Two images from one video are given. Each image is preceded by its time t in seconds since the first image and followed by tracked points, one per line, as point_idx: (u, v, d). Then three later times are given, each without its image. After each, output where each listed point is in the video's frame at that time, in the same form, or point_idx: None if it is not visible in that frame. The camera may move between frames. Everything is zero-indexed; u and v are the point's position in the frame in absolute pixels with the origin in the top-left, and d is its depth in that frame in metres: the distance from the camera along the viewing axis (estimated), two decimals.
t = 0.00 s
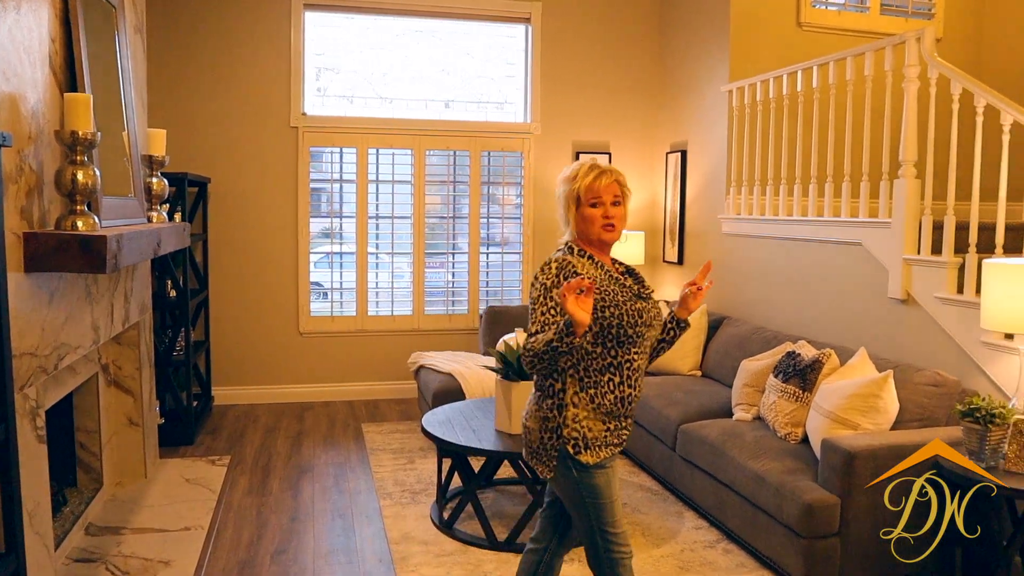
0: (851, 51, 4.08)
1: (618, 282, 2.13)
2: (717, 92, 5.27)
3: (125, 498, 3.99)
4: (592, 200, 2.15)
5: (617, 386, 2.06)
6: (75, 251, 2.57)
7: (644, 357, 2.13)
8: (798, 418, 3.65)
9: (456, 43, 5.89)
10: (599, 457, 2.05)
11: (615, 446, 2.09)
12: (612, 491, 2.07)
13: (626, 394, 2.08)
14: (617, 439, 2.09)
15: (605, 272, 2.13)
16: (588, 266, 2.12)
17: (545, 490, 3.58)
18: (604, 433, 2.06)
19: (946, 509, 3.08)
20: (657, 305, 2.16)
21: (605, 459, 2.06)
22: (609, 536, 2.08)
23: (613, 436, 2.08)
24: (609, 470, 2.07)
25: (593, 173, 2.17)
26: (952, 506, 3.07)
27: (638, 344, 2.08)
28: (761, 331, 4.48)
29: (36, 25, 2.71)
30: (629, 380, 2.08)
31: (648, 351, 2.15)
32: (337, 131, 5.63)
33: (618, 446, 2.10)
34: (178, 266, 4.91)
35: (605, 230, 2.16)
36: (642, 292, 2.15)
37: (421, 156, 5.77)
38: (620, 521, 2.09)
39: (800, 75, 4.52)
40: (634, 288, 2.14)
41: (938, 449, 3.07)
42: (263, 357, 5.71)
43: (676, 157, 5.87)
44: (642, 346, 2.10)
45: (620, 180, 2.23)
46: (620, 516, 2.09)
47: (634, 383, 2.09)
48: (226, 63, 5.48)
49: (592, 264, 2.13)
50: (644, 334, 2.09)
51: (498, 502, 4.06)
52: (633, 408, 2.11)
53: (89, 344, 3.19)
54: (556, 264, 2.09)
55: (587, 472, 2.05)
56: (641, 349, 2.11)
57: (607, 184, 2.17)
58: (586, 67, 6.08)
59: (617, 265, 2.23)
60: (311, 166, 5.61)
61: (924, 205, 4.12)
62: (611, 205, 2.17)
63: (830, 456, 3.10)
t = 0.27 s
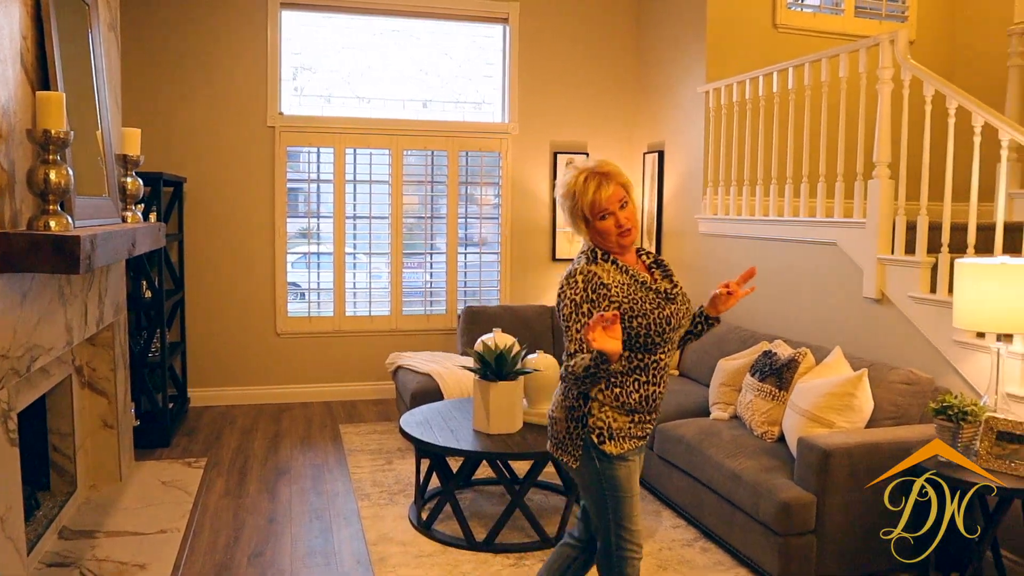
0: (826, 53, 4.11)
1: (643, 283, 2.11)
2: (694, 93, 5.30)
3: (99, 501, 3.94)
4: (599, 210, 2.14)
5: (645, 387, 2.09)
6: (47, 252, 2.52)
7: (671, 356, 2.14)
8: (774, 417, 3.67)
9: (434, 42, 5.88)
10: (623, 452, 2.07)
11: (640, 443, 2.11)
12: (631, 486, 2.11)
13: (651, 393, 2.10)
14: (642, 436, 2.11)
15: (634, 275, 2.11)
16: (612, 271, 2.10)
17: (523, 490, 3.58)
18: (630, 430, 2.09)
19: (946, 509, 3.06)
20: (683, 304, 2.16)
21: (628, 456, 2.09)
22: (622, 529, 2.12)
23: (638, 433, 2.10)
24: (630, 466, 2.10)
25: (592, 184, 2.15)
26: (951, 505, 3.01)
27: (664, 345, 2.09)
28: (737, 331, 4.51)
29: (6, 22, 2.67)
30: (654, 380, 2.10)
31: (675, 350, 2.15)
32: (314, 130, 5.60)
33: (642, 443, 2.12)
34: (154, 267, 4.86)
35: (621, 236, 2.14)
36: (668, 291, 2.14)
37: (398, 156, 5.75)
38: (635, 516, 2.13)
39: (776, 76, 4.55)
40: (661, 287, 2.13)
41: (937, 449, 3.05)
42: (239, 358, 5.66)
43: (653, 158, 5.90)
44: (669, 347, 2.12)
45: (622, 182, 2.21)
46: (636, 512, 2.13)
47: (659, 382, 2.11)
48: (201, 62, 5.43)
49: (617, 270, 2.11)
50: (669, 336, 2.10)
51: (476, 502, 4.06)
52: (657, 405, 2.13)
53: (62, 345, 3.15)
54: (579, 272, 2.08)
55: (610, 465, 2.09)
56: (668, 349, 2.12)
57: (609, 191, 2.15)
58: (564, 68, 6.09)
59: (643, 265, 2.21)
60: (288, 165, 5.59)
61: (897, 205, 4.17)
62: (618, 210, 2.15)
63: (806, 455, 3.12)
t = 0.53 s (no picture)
0: (795, 55, 4.15)
1: (639, 282, 1.99)
2: (664, 94, 5.34)
3: (66, 506, 3.87)
4: (611, 205, 2.01)
5: (638, 386, 1.99)
6: (12, 253, 2.46)
7: (668, 355, 2.02)
8: (744, 415, 3.70)
9: (405, 42, 5.86)
10: (612, 451, 1.98)
11: (632, 442, 2.01)
12: (620, 487, 2.01)
13: (644, 392, 2.00)
14: (634, 436, 2.01)
15: (633, 275, 1.99)
16: (609, 266, 1.98)
17: (496, 491, 3.58)
18: (621, 429, 1.99)
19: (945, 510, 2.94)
20: (682, 308, 2.04)
21: (617, 455, 1.99)
22: (607, 530, 2.02)
23: (631, 432, 2.00)
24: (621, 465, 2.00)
25: (612, 175, 2.00)
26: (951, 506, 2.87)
27: (657, 344, 1.98)
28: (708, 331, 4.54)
29: None
30: (648, 378, 1.99)
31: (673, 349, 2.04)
32: (285, 130, 5.56)
33: (636, 442, 2.02)
34: (122, 268, 4.79)
35: (624, 237, 2.02)
36: (665, 292, 2.02)
37: (370, 156, 5.73)
38: (625, 517, 2.03)
39: (745, 77, 4.59)
40: (660, 290, 2.01)
41: (937, 449, 2.96)
42: (209, 359, 5.60)
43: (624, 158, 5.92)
44: (665, 346, 2.00)
45: (649, 178, 2.05)
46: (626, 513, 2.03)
47: (653, 381, 2.00)
48: (170, 60, 5.37)
49: (616, 265, 2.00)
50: (664, 335, 1.99)
51: (448, 503, 4.05)
52: (653, 404, 2.02)
53: (27, 348, 3.09)
54: (573, 265, 1.97)
55: (598, 463, 2.00)
56: (664, 348, 2.00)
57: (628, 187, 1.99)
58: (535, 68, 6.10)
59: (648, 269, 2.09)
60: (258, 165, 5.54)
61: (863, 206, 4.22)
62: (631, 210, 2.01)
63: (776, 453, 3.15)
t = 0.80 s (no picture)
0: (766, 56, 4.18)
1: (634, 284, 1.96)
2: (638, 95, 5.36)
3: (34, 512, 3.81)
4: (614, 207, 1.99)
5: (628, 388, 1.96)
6: None
7: (661, 358, 2.00)
8: (718, 414, 3.73)
9: (379, 42, 5.84)
10: (601, 451, 1.96)
11: (622, 442, 1.98)
12: (610, 487, 1.98)
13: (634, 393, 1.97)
14: (625, 436, 1.98)
15: (629, 277, 1.97)
16: (604, 267, 1.97)
17: (471, 491, 3.57)
18: (612, 430, 1.96)
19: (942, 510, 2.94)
20: (677, 313, 2.00)
21: (607, 454, 1.97)
22: (593, 530, 1.99)
23: (621, 432, 1.97)
24: (611, 465, 1.97)
25: (618, 178, 1.99)
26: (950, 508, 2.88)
27: (648, 347, 1.96)
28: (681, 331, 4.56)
29: None
30: (638, 380, 1.97)
31: (666, 352, 2.01)
32: (258, 129, 5.52)
33: (627, 442, 1.99)
34: (92, 269, 4.73)
35: (623, 240, 2.00)
36: (660, 295, 1.98)
37: (344, 156, 5.70)
38: (613, 517, 2.00)
39: (717, 79, 4.62)
40: (656, 294, 1.97)
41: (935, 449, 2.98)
42: (182, 361, 5.55)
43: (597, 159, 5.94)
44: (656, 348, 1.98)
45: (655, 184, 2.03)
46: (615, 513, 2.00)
47: (644, 383, 1.98)
48: (141, 59, 5.31)
49: (612, 267, 1.98)
50: (655, 338, 1.96)
51: (423, 504, 4.04)
52: (644, 406, 1.99)
53: None
54: (568, 264, 1.96)
55: (588, 462, 1.98)
56: (654, 350, 1.98)
57: (633, 191, 1.98)
58: (510, 69, 6.10)
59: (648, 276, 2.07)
60: (230, 165, 5.49)
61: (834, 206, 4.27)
62: (633, 214, 1.99)
63: (749, 451, 3.17)
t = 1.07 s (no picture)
0: (735, 58, 4.21)
1: (644, 288, 1.99)
2: (609, 96, 5.39)
3: None
4: (625, 206, 2.05)
5: (640, 392, 1.99)
6: None
7: (675, 362, 2.02)
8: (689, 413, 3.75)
9: (349, 42, 5.82)
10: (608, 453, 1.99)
11: (631, 446, 2.01)
12: (613, 489, 2.01)
13: (645, 397, 2.00)
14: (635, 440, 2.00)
15: (640, 279, 2.01)
16: (616, 272, 2.01)
17: (443, 493, 3.56)
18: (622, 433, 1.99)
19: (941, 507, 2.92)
20: (691, 316, 2.01)
21: (614, 457, 2.00)
22: (590, 527, 2.03)
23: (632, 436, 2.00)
24: (617, 468, 2.00)
25: (627, 177, 2.06)
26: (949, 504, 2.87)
27: (658, 351, 1.98)
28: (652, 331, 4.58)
29: None
30: (650, 384, 2.00)
31: (681, 356, 2.02)
32: (227, 129, 5.47)
33: (637, 447, 2.01)
34: (57, 270, 4.66)
35: (638, 238, 2.05)
36: (673, 299, 2.00)
37: (314, 157, 5.67)
38: (611, 519, 2.03)
39: (687, 80, 4.65)
40: (667, 296, 2.00)
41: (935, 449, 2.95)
42: (151, 364, 5.48)
43: (569, 159, 5.96)
44: (669, 352, 1.99)
45: (663, 183, 2.09)
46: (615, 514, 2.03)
47: (656, 386, 2.00)
48: (107, 58, 5.24)
49: (623, 270, 2.02)
50: (665, 343, 1.98)
51: (396, 506, 4.03)
52: (657, 410, 2.01)
53: None
54: (581, 269, 2.02)
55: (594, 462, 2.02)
56: (667, 354, 2.00)
57: (642, 188, 2.04)
58: (481, 69, 6.10)
59: (665, 276, 2.09)
60: (199, 165, 5.44)
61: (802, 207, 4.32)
62: (645, 211, 2.05)
63: (719, 450, 3.20)
